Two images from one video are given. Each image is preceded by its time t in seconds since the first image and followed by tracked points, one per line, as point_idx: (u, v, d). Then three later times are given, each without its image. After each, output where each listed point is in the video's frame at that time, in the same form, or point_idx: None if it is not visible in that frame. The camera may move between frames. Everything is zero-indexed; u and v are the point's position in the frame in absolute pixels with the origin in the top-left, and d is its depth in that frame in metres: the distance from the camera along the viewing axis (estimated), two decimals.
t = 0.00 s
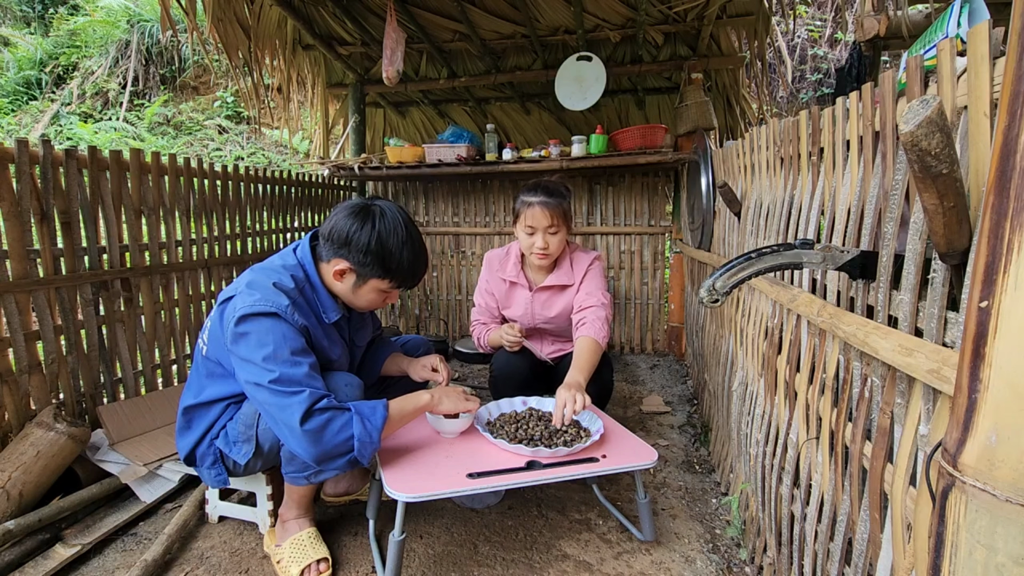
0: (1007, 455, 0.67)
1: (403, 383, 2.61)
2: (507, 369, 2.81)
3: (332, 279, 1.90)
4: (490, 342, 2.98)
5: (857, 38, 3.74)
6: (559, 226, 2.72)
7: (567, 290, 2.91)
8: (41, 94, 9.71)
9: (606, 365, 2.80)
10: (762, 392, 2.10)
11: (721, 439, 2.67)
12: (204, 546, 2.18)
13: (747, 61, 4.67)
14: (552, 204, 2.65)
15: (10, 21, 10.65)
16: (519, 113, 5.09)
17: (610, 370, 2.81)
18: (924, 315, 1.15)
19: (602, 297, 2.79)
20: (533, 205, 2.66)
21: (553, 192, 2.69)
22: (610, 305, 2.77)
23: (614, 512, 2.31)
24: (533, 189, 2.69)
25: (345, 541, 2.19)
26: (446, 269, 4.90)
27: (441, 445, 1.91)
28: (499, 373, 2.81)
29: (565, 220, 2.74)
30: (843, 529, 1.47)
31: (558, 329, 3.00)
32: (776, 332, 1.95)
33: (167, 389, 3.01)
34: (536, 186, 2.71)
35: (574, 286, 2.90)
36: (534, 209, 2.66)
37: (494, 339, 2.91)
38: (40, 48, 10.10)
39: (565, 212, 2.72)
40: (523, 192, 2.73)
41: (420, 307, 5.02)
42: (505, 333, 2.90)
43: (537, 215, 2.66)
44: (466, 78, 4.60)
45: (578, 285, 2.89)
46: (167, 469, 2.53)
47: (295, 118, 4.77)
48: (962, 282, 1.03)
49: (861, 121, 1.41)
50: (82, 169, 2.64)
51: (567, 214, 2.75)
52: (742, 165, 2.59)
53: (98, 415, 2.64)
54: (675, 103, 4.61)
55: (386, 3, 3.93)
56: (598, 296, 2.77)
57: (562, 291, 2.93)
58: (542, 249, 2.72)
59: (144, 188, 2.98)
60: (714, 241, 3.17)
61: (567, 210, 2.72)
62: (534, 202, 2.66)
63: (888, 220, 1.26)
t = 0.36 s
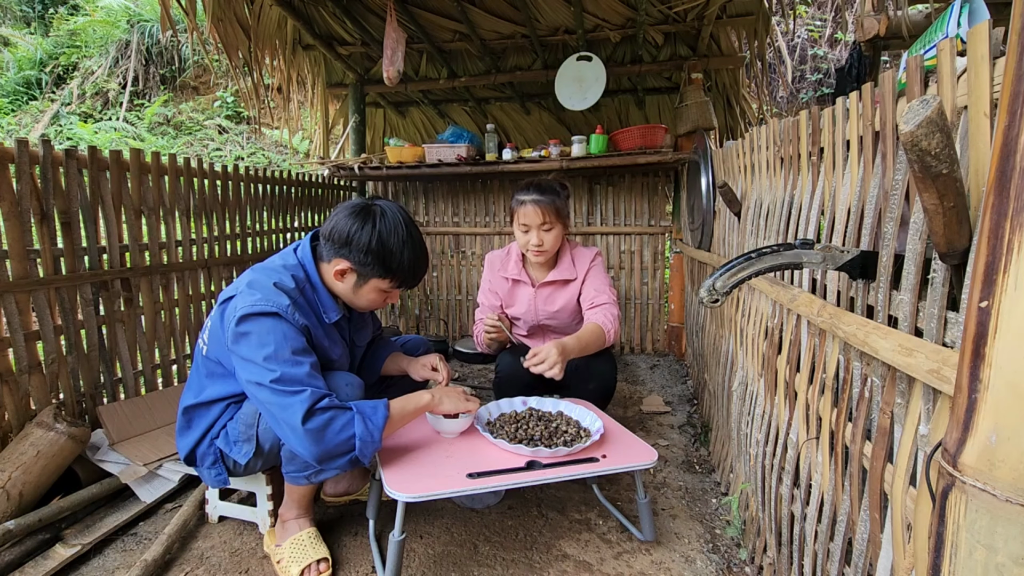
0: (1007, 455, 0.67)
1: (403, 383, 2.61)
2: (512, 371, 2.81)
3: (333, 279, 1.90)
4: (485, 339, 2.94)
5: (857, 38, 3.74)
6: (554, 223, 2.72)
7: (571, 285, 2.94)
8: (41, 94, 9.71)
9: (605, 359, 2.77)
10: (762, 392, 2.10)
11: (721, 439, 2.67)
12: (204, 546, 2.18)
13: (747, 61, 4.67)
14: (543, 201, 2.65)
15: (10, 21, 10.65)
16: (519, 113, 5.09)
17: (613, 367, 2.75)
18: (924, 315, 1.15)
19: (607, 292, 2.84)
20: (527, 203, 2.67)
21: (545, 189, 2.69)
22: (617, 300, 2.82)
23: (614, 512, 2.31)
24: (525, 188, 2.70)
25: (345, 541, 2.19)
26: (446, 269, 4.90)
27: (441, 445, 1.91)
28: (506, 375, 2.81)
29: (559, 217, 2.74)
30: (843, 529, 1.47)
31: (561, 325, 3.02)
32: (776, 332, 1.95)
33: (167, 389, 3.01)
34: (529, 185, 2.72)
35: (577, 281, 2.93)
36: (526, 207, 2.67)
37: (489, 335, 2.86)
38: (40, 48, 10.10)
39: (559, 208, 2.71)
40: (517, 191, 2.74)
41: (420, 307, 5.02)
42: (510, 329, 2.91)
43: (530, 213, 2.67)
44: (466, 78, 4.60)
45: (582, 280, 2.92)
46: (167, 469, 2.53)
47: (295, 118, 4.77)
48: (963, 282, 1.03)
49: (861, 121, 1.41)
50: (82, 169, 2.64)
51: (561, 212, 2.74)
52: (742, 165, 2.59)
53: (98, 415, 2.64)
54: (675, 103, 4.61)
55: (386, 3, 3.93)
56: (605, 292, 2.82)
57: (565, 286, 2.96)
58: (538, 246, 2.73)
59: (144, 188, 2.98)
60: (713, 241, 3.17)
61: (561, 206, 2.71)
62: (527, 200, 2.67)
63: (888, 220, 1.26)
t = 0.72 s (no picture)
0: (1007, 455, 0.67)
1: (403, 383, 2.61)
2: (519, 372, 2.78)
3: (335, 279, 1.90)
4: (481, 330, 2.86)
5: (857, 38, 3.74)
6: (554, 221, 2.72)
7: (573, 281, 2.95)
8: (41, 94, 9.70)
9: (604, 355, 2.75)
10: (762, 391, 2.10)
11: (721, 439, 2.67)
12: (204, 546, 2.18)
13: (748, 61, 4.67)
14: (544, 199, 2.65)
15: (10, 22, 10.64)
16: (519, 113, 5.09)
17: (611, 362, 2.72)
18: (924, 315, 1.15)
19: (609, 290, 2.88)
20: (528, 200, 2.67)
21: (546, 187, 2.69)
22: (619, 299, 2.86)
23: (614, 512, 2.31)
24: (526, 186, 2.70)
25: (345, 541, 2.19)
26: (446, 269, 4.90)
27: (441, 445, 1.91)
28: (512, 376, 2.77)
29: (560, 214, 2.73)
30: (843, 529, 1.47)
31: (562, 321, 3.03)
32: (776, 332, 1.95)
33: (167, 389, 3.01)
34: (530, 182, 2.72)
35: (579, 278, 2.95)
36: (527, 205, 2.68)
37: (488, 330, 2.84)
38: (40, 48, 10.10)
39: (559, 206, 2.71)
40: (518, 188, 2.74)
41: (420, 307, 5.02)
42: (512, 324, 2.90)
43: (530, 211, 2.67)
44: (466, 78, 4.61)
45: (584, 277, 2.94)
46: (167, 469, 2.53)
47: (295, 118, 4.77)
48: (963, 283, 1.03)
49: (861, 121, 1.41)
50: (81, 169, 2.64)
51: (562, 209, 2.74)
52: (742, 165, 2.59)
53: (98, 415, 2.64)
54: (675, 103, 4.61)
55: (386, 3, 3.94)
56: (608, 290, 2.86)
57: (568, 283, 2.97)
58: (539, 243, 2.74)
59: (144, 188, 2.98)
60: (713, 241, 3.17)
61: (561, 204, 2.70)
62: (528, 197, 2.67)
63: (888, 220, 1.26)
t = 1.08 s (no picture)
0: (1007, 454, 0.67)
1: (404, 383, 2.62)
2: (521, 373, 2.77)
3: (335, 278, 1.90)
4: (480, 325, 2.83)
5: (857, 38, 3.74)
6: (556, 220, 2.72)
7: (575, 281, 2.95)
8: (41, 94, 9.70)
9: (604, 355, 2.74)
10: (762, 392, 2.10)
11: (721, 439, 2.67)
12: (204, 546, 2.18)
13: (748, 61, 4.67)
14: (546, 198, 2.65)
15: (10, 22, 10.64)
16: (519, 113, 5.08)
17: (610, 361, 2.71)
18: (924, 315, 1.15)
19: (610, 291, 2.88)
20: (531, 198, 2.67)
21: (548, 186, 2.70)
22: (620, 300, 2.86)
23: (614, 512, 2.31)
24: (529, 184, 2.71)
25: (345, 541, 2.19)
26: (446, 269, 4.90)
27: (441, 445, 1.91)
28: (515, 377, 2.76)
29: (562, 213, 2.73)
30: (843, 529, 1.47)
31: (562, 321, 3.03)
32: (776, 332, 1.95)
33: (167, 389, 3.01)
34: (532, 181, 2.72)
35: (581, 277, 2.94)
36: (529, 203, 2.68)
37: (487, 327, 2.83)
38: (40, 48, 10.10)
39: (562, 205, 2.71)
40: (521, 186, 2.74)
41: (420, 307, 5.02)
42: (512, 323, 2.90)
43: (532, 210, 2.68)
44: (466, 78, 4.60)
45: (586, 276, 2.94)
46: (167, 469, 2.53)
47: (295, 118, 4.77)
48: (962, 282, 1.03)
49: (861, 121, 1.41)
50: (81, 169, 2.64)
51: (564, 208, 2.74)
52: (742, 165, 2.59)
53: (98, 415, 2.64)
54: (675, 103, 4.61)
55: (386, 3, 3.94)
56: (609, 290, 2.85)
57: (569, 282, 2.97)
58: (540, 242, 2.73)
59: (144, 188, 2.98)
60: (713, 241, 3.17)
61: (563, 203, 2.70)
62: (530, 196, 2.67)
63: (888, 220, 1.26)
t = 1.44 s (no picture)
0: (1007, 454, 0.67)
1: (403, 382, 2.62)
2: (522, 373, 2.77)
3: (329, 269, 1.90)
4: (478, 319, 2.83)
5: (857, 38, 3.74)
6: (558, 219, 2.72)
7: (576, 281, 2.95)
8: (41, 94, 9.70)
9: (604, 355, 2.73)
10: (762, 392, 2.10)
11: (721, 439, 2.67)
12: (204, 546, 2.18)
13: (748, 61, 4.67)
14: (547, 197, 2.65)
15: (10, 21, 10.63)
16: (519, 113, 5.08)
17: (609, 361, 2.70)
18: (924, 315, 1.15)
19: (611, 292, 2.88)
20: (532, 197, 2.68)
21: (550, 185, 2.70)
22: (621, 301, 2.85)
23: (614, 512, 2.31)
24: (531, 184, 2.71)
25: (345, 541, 2.19)
26: (446, 269, 4.90)
27: (441, 445, 1.91)
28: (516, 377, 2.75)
29: (564, 213, 2.73)
30: (843, 529, 1.47)
31: (562, 321, 3.02)
32: (776, 332, 1.95)
33: (167, 389, 3.01)
34: (534, 180, 2.72)
35: (582, 278, 2.94)
36: (531, 202, 2.68)
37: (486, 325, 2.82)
38: (40, 48, 10.10)
39: (564, 204, 2.71)
40: (523, 185, 2.74)
41: (420, 307, 5.02)
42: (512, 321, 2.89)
43: (534, 209, 2.67)
44: (466, 78, 4.60)
45: (587, 277, 2.94)
46: (167, 469, 2.53)
47: (295, 118, 4.77)
48: (962, 282, 1.03)
49: (861, 121, 1.41)
50: (82, 169, 2.64)
51: (566, 207, 2.74)
52: (742, 165, 2.59)
53: (98, 415, 2.64)
54: (676, 103, 4.61)
55: (386, 3, 3.94)
56: (610, 291, 2.85)
57: (571, 282, 2.97)
58: (541, 242, 2.73)
59: (144, 188, 2.98)
60: (713, 241, 3.17)
61: (565, 202, 2.70)
62: (532, 195, 2.67)
63: (888, 220, 1.26)
